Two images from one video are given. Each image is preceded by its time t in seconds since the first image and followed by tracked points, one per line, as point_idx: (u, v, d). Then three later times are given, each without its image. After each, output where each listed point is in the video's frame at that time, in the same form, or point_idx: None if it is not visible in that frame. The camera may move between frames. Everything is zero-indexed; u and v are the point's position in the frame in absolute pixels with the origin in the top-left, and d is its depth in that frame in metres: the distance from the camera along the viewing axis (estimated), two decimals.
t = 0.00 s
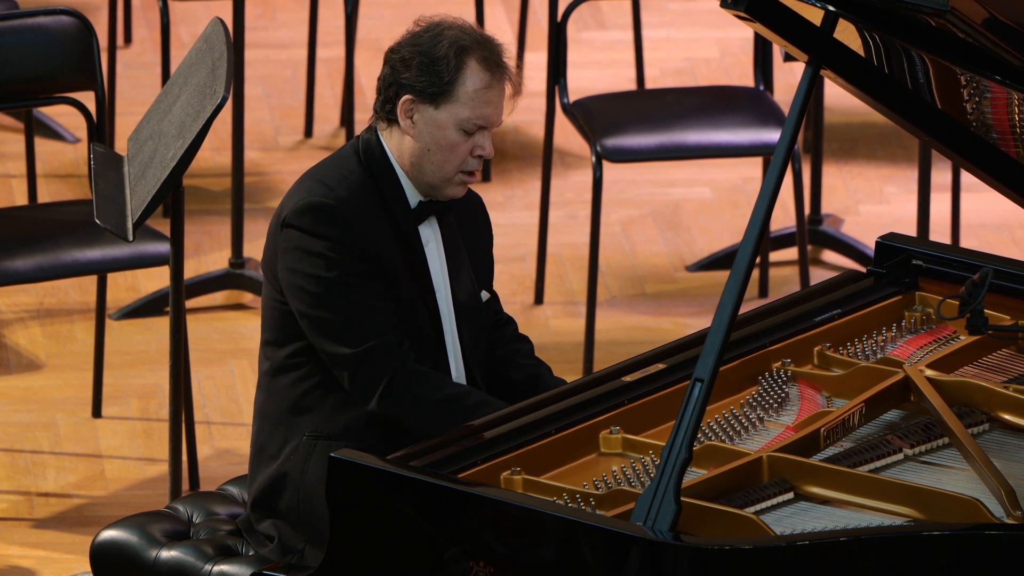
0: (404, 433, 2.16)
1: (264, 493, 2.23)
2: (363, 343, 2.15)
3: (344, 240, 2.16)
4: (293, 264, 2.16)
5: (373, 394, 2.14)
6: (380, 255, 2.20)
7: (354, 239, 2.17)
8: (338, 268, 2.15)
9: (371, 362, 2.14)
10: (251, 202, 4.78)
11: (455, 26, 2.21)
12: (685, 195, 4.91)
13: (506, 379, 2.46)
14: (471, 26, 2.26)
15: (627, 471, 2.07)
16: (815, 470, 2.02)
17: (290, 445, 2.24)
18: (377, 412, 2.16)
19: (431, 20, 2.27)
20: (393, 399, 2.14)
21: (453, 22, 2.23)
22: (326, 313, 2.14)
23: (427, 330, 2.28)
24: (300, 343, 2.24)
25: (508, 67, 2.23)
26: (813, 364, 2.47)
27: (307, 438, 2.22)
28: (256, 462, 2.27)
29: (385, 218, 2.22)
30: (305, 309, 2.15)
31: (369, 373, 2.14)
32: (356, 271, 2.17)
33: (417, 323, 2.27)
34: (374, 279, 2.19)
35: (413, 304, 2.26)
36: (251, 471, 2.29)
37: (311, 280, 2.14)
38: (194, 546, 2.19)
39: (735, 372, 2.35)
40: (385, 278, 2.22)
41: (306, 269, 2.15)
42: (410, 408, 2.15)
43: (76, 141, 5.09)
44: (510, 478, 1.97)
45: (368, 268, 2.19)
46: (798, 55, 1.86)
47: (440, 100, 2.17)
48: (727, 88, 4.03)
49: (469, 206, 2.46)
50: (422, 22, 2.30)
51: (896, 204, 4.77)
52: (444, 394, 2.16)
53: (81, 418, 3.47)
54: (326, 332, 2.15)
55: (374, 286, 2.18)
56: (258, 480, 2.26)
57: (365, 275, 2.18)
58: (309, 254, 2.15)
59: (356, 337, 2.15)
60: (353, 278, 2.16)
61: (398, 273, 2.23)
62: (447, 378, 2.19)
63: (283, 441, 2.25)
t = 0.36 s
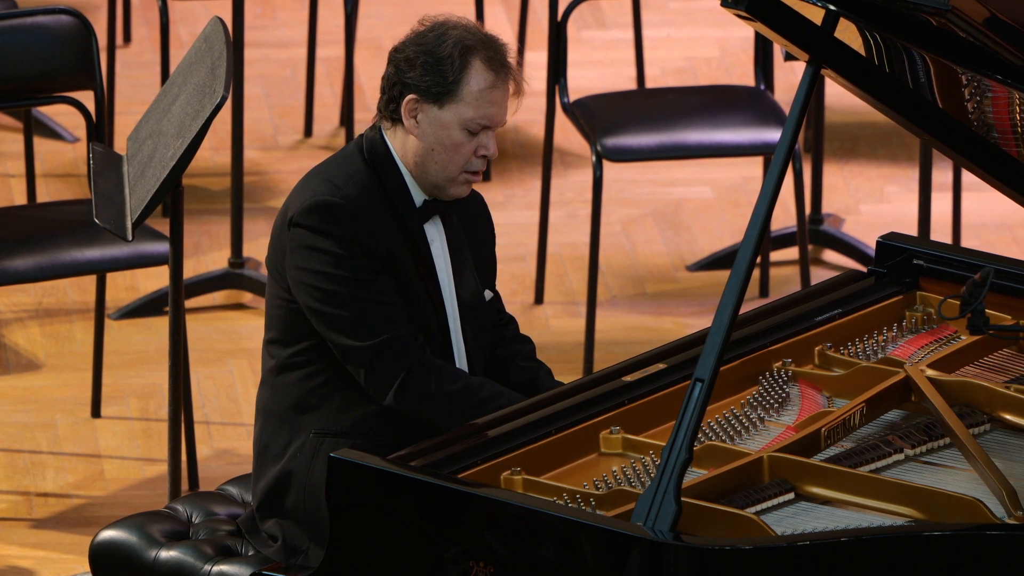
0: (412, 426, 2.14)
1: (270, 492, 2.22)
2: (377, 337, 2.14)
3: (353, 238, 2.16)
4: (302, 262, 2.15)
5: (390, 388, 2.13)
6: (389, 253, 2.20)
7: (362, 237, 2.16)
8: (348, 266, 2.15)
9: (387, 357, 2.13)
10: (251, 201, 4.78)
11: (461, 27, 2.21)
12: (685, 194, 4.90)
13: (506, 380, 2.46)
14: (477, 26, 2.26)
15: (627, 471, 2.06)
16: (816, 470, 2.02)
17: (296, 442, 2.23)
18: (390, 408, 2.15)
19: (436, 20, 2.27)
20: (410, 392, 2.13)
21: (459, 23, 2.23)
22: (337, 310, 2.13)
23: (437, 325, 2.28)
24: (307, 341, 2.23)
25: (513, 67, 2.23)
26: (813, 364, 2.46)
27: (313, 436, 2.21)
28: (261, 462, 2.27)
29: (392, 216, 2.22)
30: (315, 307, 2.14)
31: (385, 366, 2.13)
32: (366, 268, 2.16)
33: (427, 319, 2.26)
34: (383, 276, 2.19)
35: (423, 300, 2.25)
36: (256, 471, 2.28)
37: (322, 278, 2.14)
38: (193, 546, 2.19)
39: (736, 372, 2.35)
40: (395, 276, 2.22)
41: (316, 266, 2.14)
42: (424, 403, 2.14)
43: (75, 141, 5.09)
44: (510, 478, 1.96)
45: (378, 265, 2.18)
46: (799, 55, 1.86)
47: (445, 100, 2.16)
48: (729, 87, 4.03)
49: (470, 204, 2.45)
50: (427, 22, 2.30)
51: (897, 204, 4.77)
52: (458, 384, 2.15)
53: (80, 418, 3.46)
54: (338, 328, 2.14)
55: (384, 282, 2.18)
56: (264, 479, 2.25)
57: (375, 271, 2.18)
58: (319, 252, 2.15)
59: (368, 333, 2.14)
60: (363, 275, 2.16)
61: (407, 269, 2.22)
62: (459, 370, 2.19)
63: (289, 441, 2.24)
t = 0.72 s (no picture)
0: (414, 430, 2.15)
1: (272, 492, 2.22)
2: (378, 339, 2.14)
3: (354, 237, 2.15)
4: (303, 261, 2.15)
5: (392, 395, 2.14)
6: (391, 253, 2.19)
7: (363, 237, 2.16)
8: (350, 268, 2.14)
9: (387, 362, 2.13)
10: (250, 201, 4.77)
11: (460, 26, 2.20)
12: (686, 194, 4.90)
13: (507, 379, 2.46)
14: (477, 25, 2.25)
15: (627, 471, 2.06)
16: (817, 470, 2.01)
17: (298, 442, 2.22)
18: (396, 412, 2.16)
19: (436, 19, 2.26)
20: (412, 398, 2.15)
21: (458, 22, 2.21)
22: (339, 311, 2.13)
23: (439, 323, 2.28)
24: (309, 340, 2.23)
25: (513, 67, 2.22)
26: (813, 364, 2.46)
27: (317, 436, 2.21)
28: (263, 461, 2.26)
29: (393, 215, 2.21)
30: (317, 308, 2.14)
31: (386, 372, 2.13)
32: (367, 267, 2.16)
33: (430, 318, 2.26)
34: (384, 275, 2.19)
35: (425, 297, 2.25)
36: (258, 470, 2.28)
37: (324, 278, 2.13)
38: (192, 547, 2.18)
39: (737, 372, 2.35)
40: (397, 275, 2.21)
41: (317, 266, 2.14)
42: (427, 403, 2.15)
43: (74, 140, 5.08)
44: (510, 479, 1.96)
45: (379, 264, 2.18)
46: (800, 54, 1.85)
47: (445, 101, 2.16)
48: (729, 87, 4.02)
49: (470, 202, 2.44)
50: (427, 22, 2.29)
51: (898, 203, 4.76)
52: (463, 387, 2.17)
53: (79, 419, 3.46)
54: (341, 330, 2.14)
55: (385, 282, 2.18)
56: (265, 479, 2.25)
57: (376, 271, 2.17)
58: (321, 253, 2.14)
59: (370, 335, 2.14)
60: (364, 274, 2.15)
61: (408, 267, 2.21)
62: (463, 373, 2.20)
63: (291, 441, 2.24)
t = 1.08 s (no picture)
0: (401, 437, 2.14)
1: (268, 492, 2.21)
2: (362, 349, 2.13)
3: (344, 241, 2.14)
4: (293, 264, 2.14)
5: (370, 400, 2.13)
6: (381, 256, 2.18)
7: (353, 241, 2.14)
8: (337, 273, 2.12)
9: (368, 370, 2.12)
10: (249, 201, 4.76)
11: (458, 29, 2.19)
12: (686, 193, 4.89)
13: (523, 375, 2.45)
14: (476, 28, 2.24)
15: (628, 471, 2.05)
16: (818, 470, 2.01)
17: (291, 446, 2.21)
18: (372, 417, 2.15)
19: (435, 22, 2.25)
20: (389, 404, 2.14)
21: (457, 25, 2.21)
22: (323, 317, 2.12)
23: (430, 331, 2.25)
24: (301, 343, 2.22)
25: (512, 71, 2.21)
26: (813, 364, 2.45)
27: (309, 439, 2.21)
28: (255, 462, 2.25)
29: (386, 218, 2.20)
30: (305, 312, 2.13)
31: (366, 379, 2.12)
32: (356, 271, 2.15)
33: (419, 324, 2.24)
34: (374, 281, 2.17)
35: (413, 305, 2.23)
36: (252, 471, 2.27)
37: (311, 283, 2.12)
38: (191, 547, 2.18)
39: (737, 372, 2.34)
40: (387, 279, 2.20)
41: (306, 270, 2.13)
42: (405, 410, 2.15)
43: (73, 140, 5.07)
44: (510, 479, 1.95)
45: (369, 269, 2.16)
46: (800, 53, 1.84)
47: (441, 104, 2.14)
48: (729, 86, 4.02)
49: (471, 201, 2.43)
50: (426, 24, 2.28)
51: (899, 203, 4.76)
52: (441, 390, 2.16)
53: (78, 418, 3.45)
54: (325, 336, 2.13)
55: (374, 288, 2.16)
56: (258, 480, 2.24)
57: (365, 277, 2.15)
58: (309, 256, 2.13)
59: (353, 344, 2.13)
60: (352, 279, 2.14)
61: (398, 274, 2.20)
62: (441, 376, 2.19)
63: (284, 443, 2.23)
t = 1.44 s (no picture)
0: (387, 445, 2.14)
1: (262, 495, 2.21)
2: (351, 357, 2.12)
3: (333, 245, 2.13)
4: (283, 268, 2.14)
5: (359, 408, 2.13)
6: (371, 261, 2.17)
7: (342, 246, 2.14)
8: (325, 278, 2.12)
9: (357, 378, 2.11)
10: (249, 200, 4.76)
11: (449, 31, 2.18)
12: (687, 193, 4.89)
13: (509, 378, 2.44)
14: (469, 30, 2.23)
15: (628, 471, 2.05)
16: (818, 470, 2.00)
17: (285, 450, 2.21)
18: (364, 425, 2.14)
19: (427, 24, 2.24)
20: (380, 414, 2.14)
21: (448, 27, 2.20)
22: (312, 322, 2.11)
23: (420, 337, 2.25)
24: (292, 347, 2.21)
25: (503, 73, 2.19)
26: (815, 364, 2.44)
27: (301, 443, 2.20)
28: (249, 465, 2.25)
29: (376, 221, 2.20)
30: (294, 316, 2.13)
31: (355, 387, 2.11)
32: (346, 277, 2.14)
33: (408, 330, 2.23)
34: (362, 286, 2.17)
35: (401, 312, 2.22)
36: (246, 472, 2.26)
37: (299, 287, 2.12)
38: (191, 547, 2.18)
39: (736, 372, 2.33)
40: (375, 285, 2.19)
41: (296, 274, 2.12)
42: (396, 420, 2.14)
43: (72, 139, 5.07)
44: (510, 479, 1.95)
45: (358, 275, 2.16)
46: (801, 53, 1.83)
47: (430, 107, 2.13)
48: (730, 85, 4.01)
49: (468, 201, 2.43)
50: (419, 26, 2.27)
51: (900, 202, 4.75)
52: (435, 408, 2.15)
53: (77, 419, 3.45)
54: (315, 342, 2.12)
55: (364, 294, 2.16)
56: (252, 480, 2.23)
57: (353, 283, 2.15)
58: (298, 260, 2.13)
59: (343, 351, 2.12)
60: (342, 284, 2.13)
61: (386, 279, 2.19)
62: (435, 393, 2.18)
63: (278, 446, 2.22)
